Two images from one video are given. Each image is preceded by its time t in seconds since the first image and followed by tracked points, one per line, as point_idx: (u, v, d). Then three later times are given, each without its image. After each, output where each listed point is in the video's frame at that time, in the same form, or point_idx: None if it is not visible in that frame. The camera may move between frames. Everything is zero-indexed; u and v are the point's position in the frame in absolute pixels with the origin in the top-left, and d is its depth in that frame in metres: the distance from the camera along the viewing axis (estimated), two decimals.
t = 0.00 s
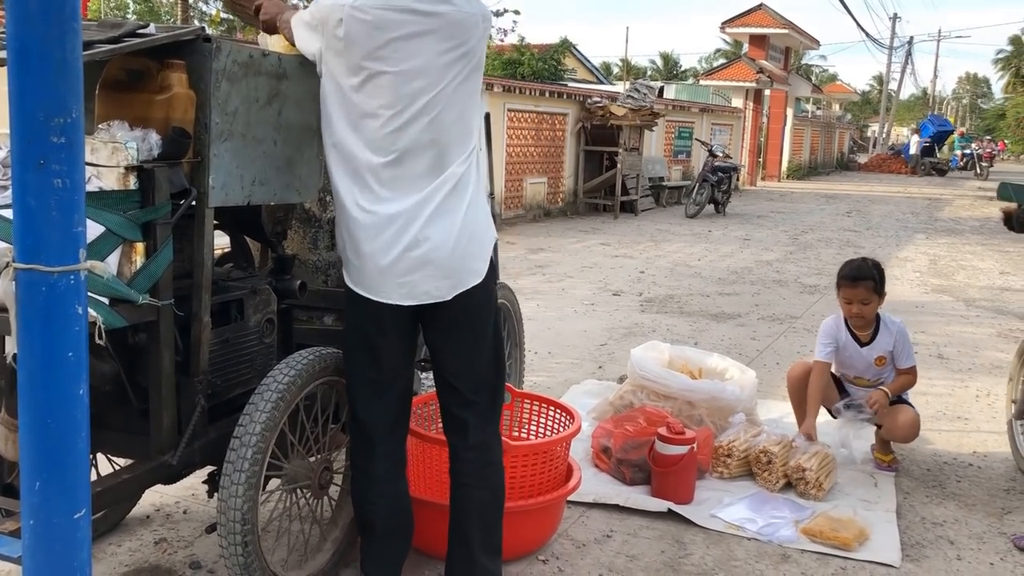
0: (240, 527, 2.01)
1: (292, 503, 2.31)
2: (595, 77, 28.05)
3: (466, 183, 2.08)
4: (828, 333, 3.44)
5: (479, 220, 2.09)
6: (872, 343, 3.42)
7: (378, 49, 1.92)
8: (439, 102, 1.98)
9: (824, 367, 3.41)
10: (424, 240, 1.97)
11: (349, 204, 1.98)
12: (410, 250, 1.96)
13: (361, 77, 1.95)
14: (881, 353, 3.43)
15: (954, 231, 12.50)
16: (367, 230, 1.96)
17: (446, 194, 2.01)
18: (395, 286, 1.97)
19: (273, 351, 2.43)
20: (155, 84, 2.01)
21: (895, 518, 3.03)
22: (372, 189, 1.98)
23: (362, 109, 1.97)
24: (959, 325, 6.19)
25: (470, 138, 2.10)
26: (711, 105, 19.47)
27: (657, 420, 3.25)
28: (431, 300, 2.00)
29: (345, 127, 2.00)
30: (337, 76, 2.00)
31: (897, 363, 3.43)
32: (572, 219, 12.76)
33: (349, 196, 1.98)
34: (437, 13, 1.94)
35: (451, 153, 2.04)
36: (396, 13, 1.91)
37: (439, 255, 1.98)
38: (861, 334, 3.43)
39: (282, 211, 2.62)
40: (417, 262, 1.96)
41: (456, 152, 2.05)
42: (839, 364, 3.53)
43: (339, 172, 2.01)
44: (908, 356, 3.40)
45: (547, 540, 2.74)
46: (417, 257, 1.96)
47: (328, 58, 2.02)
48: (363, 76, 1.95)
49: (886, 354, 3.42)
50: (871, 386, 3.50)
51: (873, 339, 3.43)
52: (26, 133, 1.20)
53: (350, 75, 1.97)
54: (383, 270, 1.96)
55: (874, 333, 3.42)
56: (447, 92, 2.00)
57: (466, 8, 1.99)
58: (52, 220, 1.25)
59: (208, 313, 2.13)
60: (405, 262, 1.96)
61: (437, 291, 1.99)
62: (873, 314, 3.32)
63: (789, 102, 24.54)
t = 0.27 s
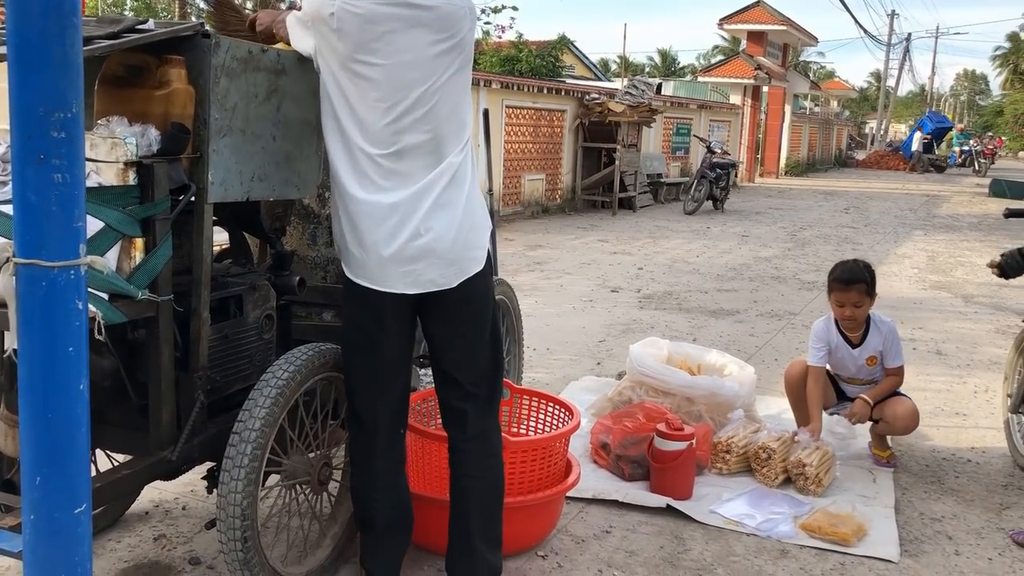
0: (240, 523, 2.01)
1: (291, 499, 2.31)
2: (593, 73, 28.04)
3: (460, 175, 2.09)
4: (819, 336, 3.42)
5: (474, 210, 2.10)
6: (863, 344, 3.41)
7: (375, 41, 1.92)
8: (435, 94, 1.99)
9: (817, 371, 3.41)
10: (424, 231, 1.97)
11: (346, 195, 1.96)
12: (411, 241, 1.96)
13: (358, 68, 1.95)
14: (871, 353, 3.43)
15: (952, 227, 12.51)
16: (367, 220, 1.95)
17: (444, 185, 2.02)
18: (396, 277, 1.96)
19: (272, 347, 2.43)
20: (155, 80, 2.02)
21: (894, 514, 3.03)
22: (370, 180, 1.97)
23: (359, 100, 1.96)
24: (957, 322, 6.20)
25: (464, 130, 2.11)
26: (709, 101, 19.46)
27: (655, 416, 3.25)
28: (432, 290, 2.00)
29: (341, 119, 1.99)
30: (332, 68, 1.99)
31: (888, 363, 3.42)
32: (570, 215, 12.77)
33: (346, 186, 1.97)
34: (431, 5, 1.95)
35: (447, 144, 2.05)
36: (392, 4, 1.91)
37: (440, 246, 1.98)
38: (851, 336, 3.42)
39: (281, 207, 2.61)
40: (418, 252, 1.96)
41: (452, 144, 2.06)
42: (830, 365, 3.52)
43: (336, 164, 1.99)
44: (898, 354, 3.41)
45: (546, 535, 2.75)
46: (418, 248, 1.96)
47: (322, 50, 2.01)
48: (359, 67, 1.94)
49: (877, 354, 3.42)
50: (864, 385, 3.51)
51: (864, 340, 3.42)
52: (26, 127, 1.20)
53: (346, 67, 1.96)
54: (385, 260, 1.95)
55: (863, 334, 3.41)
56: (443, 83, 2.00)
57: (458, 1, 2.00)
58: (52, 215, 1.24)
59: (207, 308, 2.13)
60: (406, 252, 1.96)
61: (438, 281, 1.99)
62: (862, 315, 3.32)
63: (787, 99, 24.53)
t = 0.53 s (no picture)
0: (241, 519, 2.02)
1: (292, 495, 2.31)
2: (592, 70, 28.03)
3: (458, 171, 2.09)
4: (817, 333, 3.43)
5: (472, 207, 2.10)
6: (862, 341, 3.42)
7: (373, 38, 1.93)
8: (433, 91, 2.00)
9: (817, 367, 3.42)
10: (421, 227, 1.98)
11: (342, 190, 1.97)
12: (408, 237, 1.97)
13: (356, 65, 1.95)
14: (870, 349, 3.44)
15: (952, 223, 12.52)
16: (364, 216, 1.95)
17: (441, 182, 2.02)
18: (393, 273, 1.97)
19: (273, 344, 2.43)
20: (155, 78, 2.02)
21: (893, 509, 3.04)
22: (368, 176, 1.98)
23: (357, 96, 1.97)
24: (957, 317, 6.20)
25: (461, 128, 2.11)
26: (708, 98, 19.45)
27: (655, 412, 3.26)
28: (429, 286, 2.01)
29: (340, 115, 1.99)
30: (331, 64, 1.99)
31: (885, 359, 3.44)
32: (570, 212, 12.77)
33: (343, 182, 1.97)
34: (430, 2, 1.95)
35: (445, 142, 2.05)
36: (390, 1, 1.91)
37: (436, 243, 1.99)
38: (850, 332, 3.42)
39: (281, 204, 2.62)
40: (414, 248, 1.97)
41: (449, 141, 2.06)
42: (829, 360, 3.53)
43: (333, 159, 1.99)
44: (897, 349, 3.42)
45: (546, 531, 2.76)
46: (415, 244, 1.97)
47: (321, 46, 2.01)
48: (357, 65, 1.95)
49: (875, 350, 3.43)
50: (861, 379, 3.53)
51: (862, 335, 3.42)
52: (26, 125, 1.20)
53: (344, 64, 1.96)
54: (382, 256, 1.96)
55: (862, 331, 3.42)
56: (440, 81, 2.01)
57: None
58: (53, 212, 1.25)
59: (208, 305, 2.14)
60: (403, 248, 1.96)
61: (434, 277, 2.00)
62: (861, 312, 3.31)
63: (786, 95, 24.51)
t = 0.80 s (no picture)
0: (242, 517, 2.02)
1: (293, 493, 2.31)
2: (593, 68, 28.00)
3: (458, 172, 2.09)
4: (818, 328, 3.44)
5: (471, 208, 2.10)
6: (863, 336, 3.41)
7: (377, 36, 1.92)
8: (435, 90, 1.99)
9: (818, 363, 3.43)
10: (420, 226, 1.97)
11: (342, 187, 1.96)
12: (407, 235, 1.96)
13: (358, 62, 1.95)
14: (872, 345, 3.43)
15: (952, 221, 12.51)
16: (363, 213, 1.95)
17: (441, 181, 2.02)
18: (392, 271, 1.96)
19: (273, 342, 2.43)
20: (155, 75, 2.02)
21: (894, 506, 3.04)
22: (368, 173, 1.97)
23: (358, 93, 1.96)
24: (958, 316, 6.20)
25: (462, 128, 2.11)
26: (709, 96, 19.43)
27: (656, 410, 3.26)
28: (428, 285, 2.00)
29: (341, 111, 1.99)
30: (333, 61, 1.99)
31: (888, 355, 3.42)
32: (571, 210, 12.76)
33: (343, 179, 1.97)
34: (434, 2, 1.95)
35: (445, 141, 2.05)
36: None
37: (435, 241, 1.99)
38: (851, 327, 3.42)
39: (282, 202, 2.62)
40: (414, 247, 1.97)
41: (450, 141, 2.06)
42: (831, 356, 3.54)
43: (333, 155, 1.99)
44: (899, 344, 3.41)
45: (547, 529, 2.76)
46: (414, 243, 1.97)
47: (325, 43, 2.01)
48: (360, 62, 1.95)
49: (877, 346, 3.42)
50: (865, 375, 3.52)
51: (864, 331, 3.42)
52: (27, 123, 1.20)
53: (346, 60, 1.96)
54: (381, 254, 1.95)
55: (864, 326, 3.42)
56: (443, 81, 2.01)
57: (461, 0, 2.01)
58: (54, 209, 1.25)
59: (209, 303, 2.14)
60: (402, 246, 1.96)
61: (432, 276, 2.00)
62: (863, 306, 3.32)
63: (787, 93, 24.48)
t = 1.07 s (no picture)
0: (242, 517, 2.02)
1: (293, 494, 2.31)
2: (592, 68, 28.01)
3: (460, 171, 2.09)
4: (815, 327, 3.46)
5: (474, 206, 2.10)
6: (860, 334, 3.42)
7: (377, 36, 1.92)
8: (435, 90, 1.99)
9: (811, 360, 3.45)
10: (422, 225, 1.97)
11: (343, 187, 1.96)
12: (409, 234, 1.96)
13: (358, 62, 1.95)
14: (869, 343, 3.43)
15: (952, 221, 12.52)
16: (364, 213, 1.95)
17: (442, 181, 2.02)
18: (394, 270, 1.97)
19: (273, 343, 2.44)
20: (155, 75, 2.02)
21: (894, 507, 3.04)
22: (369, 173, 1.97)
23: (359, 93, 1.96)
24: (958, 316, 6.20)
25: (463, 127, 2.11)
26: (709, 96, 19.43)
27: (656, 410, 3.26)
28: (430, 284, 2.00)
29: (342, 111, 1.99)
30: (333, 61, 1.99)
31: (886, 353, 3.41)
32: (571, 210, 12.76)
33: (344, 179, 1.97)
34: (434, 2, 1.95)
35: (446, 141, 2.05)
36: None
37: (437, 241, 1.99)
38: (848, 325, 3.44)
39: (282, 202, 2.62)
40: (415, 246, 1.97)
41: (451, 141, 2.06)
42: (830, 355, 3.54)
43: (334, 156, 1.99)
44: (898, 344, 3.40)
45: (547, 529, 2.76)
46: (416, 242, 1.97)
47: (324, 42, 2.01)
48: (360, 61, 1.94)
49: (874, 344, 3.42)
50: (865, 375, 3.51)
51: (860, 329, 3.43)
52: (27, 124, 1.20)
53: (347, 60, 1.96)
54: (383, 254, 1.95)
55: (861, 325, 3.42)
56: (443, 80, 2.01)
57: None
58: (53, 210, 1.25)
59: (209, 304, 2.14)
60: (404, 245, 1.96)
61: (435, 276, 2.00)
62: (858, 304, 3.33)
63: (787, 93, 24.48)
